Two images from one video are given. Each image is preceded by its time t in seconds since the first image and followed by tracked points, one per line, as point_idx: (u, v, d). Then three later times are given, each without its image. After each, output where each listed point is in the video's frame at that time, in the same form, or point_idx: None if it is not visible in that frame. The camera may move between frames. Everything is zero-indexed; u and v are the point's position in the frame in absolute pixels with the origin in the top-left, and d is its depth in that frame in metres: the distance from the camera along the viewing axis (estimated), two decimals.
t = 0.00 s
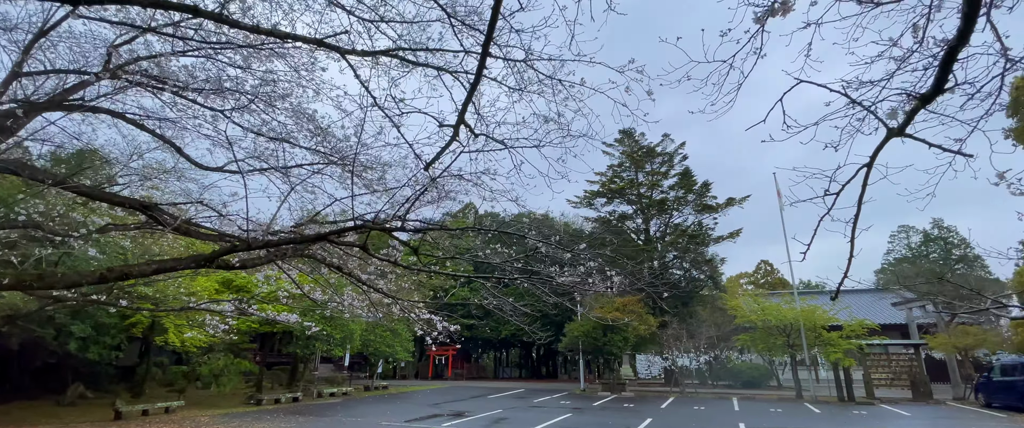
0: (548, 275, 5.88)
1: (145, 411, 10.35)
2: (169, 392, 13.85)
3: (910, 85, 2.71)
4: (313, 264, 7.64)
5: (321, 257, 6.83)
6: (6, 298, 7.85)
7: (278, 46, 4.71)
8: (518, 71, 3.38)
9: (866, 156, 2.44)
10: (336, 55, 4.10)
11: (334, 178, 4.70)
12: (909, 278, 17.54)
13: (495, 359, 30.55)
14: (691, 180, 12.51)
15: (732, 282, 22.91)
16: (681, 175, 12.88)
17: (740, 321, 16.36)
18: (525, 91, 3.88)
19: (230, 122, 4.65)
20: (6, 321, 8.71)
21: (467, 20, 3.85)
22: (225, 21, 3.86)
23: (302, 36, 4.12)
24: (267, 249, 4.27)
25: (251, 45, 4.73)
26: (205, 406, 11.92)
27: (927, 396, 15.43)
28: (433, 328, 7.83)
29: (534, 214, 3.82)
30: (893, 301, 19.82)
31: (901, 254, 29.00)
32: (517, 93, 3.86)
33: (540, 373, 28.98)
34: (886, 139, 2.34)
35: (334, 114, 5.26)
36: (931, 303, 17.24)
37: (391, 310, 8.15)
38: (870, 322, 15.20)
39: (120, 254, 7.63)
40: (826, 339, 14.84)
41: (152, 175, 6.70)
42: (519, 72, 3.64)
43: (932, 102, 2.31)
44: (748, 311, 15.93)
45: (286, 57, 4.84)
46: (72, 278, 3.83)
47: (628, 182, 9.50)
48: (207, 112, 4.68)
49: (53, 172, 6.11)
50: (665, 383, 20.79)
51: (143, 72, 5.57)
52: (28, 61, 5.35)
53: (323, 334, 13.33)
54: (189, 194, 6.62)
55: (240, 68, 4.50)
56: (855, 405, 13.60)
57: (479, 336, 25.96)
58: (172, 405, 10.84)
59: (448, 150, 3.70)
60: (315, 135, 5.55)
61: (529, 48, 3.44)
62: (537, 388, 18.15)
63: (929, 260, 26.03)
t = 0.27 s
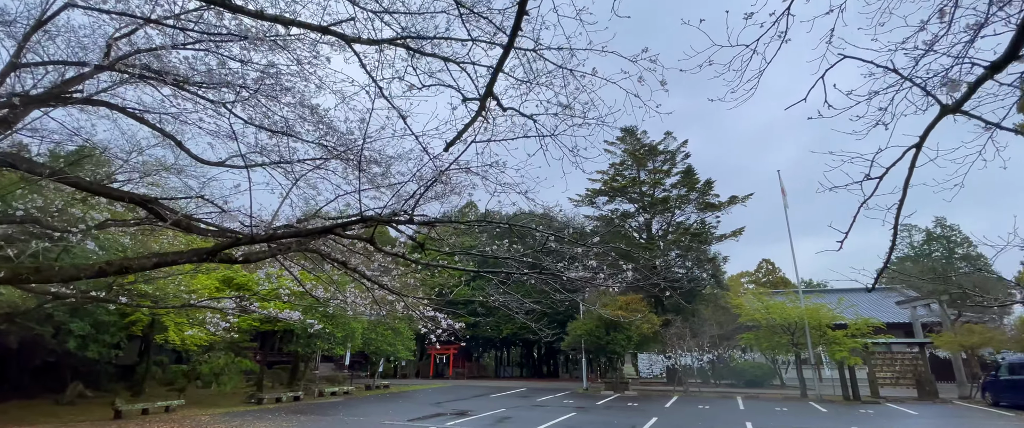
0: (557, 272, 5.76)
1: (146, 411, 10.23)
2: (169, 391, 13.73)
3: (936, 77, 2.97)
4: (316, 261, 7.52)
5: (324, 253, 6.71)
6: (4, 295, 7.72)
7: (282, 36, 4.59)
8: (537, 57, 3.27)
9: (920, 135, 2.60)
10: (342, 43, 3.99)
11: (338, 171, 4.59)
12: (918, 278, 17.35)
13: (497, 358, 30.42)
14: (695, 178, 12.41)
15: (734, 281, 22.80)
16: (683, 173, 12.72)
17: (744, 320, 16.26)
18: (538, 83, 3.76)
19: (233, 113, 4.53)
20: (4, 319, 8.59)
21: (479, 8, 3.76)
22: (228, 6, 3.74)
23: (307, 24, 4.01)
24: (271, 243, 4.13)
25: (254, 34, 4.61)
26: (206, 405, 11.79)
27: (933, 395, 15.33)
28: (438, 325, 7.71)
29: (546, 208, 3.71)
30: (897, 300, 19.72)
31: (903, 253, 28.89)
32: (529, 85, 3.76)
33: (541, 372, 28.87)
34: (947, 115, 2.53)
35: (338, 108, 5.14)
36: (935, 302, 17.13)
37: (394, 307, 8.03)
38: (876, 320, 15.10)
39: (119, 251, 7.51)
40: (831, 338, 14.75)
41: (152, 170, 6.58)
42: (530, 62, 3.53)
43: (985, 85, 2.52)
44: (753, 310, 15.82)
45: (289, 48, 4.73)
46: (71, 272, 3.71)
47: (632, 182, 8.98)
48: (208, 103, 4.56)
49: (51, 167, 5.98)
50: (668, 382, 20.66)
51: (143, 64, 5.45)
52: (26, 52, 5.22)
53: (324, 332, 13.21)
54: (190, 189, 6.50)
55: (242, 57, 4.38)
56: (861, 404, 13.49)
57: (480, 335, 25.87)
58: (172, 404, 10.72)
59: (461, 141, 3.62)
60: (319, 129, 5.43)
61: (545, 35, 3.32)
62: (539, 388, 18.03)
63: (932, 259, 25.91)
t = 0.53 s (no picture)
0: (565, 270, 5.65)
1: (146, 411, 10.11)
2: (170, 391, 13.64)
3: (975, 65, 2.98)
4: (319, 260, 7.42)
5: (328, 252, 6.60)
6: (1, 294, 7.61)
7: (284, 29, 4.48)
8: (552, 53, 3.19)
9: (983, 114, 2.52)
10: (345, 34, 3.87)
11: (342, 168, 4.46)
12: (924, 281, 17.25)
13: (499, 357, 30.31)
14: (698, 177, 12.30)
15: (737, 280, 22.70)
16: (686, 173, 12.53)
17: (748, 319, 16.15)
18: (549, 78, 3.68)
19: (233, 109, 4.42)
20: (1, 318, 8.47)
21: None
22: None
23: (311, 15, 3.89)
24: (273, 241, 4.01)
25: (255, 27, 4.49)
26: (207, 405, 11.68)
27: (939, 395, 15.19)
28: (442, 325, 7.60)
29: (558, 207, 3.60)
30: (901, 300, 19.61)
31: (906, 252, 28.74)
32: (539, 79, 3.67)
33: (543, 372, 28.76)
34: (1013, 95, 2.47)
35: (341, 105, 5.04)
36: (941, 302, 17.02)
37: (398, 306, 7.92)
38: (882, 320, 14.98)
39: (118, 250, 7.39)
40: (836, 337, 14.65)
41: (153, 167, 6.47)
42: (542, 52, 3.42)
43: None
44: (757, 309, 15.70)
45: (292, 43, 4.63)
46: (67, 270, 3.59)
47: (635, 182, 8.59)
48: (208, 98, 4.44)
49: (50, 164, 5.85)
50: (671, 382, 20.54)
51: (141, 60, 5.33)
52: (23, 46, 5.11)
53: (326, 332, 13.10)
54: (190, 187, 6.38)
55: (242, 51, 4.27)
56: (867, 403, 13.37)
57: (482, 335, 25.77)
58: (173, 405, 10.60)
59: (473, 134, 3.53)
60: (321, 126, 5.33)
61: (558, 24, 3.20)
62: (542, 387, 17.92)
63: (935, 258, 25.77)
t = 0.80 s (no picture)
0: (574, 268, 5.55)
1: (148, 411, 10.03)
2: (172, 390, 13.56)
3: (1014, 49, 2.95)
4: (323, 257, 7.33)
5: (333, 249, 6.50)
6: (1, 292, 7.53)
7: (289, 21, 4.38)
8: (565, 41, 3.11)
9: None
10: (353, 25, 3.78)
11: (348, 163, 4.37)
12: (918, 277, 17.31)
13: (502, 356, 30.20)
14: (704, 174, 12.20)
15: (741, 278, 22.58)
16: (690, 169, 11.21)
17: (754, 318, 16.05)
18: (560, 71, 3.60)
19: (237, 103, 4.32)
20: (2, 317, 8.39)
21: None
22: None
23: (317, 6, 3.79)
24: (279, 237, 3.90)
25: (260, 20, 4.39)
26: (209, 404, 11.60)
27: (946, 394, 15.09)
28: (448, 323, 7.49)
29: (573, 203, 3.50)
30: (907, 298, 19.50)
31: (911, 250, 28.61)
32: (553, 70, 3.58)
33: (546, 371, 28.67)
34: None
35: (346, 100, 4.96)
36: (947, 300, 16.91)
37: (403, 305, 7.82)
38: (888, 318, 14.87)
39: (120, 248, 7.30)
40: (842, 336, 14.54)
41: (155, 163, 6.37)
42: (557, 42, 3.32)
43: None
44: (763, 307, 15.59)
45: (296, 35, 4.54)
46: (67, 267, 3.50)
47: (637, 179, 7.98)
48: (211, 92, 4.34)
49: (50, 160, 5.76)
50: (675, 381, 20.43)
51: (143, 54, 5.24)
52: (23, 39, 5.01)
53: (329, 330, 13.01)
54: (193, 183, 6.28)
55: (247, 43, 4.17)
56: (874, 403, 13.26)
57: (484, 333, 25.67)
58: (175, 404, 10.52)
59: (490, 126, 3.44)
60: (325, 121, 5.25)
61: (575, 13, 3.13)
62: (546, 386, 17.83)
63: (940, 256, 25.65)
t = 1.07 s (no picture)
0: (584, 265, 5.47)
1: (152, 409, 9.95)
2: (177, 388, 13.51)
3: None
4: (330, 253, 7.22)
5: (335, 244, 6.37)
6: (4, 289, 7.46)
7: (295, 12, 4.29)
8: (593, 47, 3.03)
9: None
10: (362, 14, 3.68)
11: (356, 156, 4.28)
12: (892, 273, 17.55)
13: (505, 354, 30.10)
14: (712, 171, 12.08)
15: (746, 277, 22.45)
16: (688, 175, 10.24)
17: (760, 315, 15.93)
18: (574, 64, 3.53)
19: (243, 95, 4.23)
20: (5, 314, 8.32)
21: None
22: None
23: None
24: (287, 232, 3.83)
25: (265, 11, 4.30)
26: (213, 402, 11.55)
27: (954, 392, 14.97)
28: (456, 320, 7.40)
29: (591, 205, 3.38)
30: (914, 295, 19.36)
31: (917, 247, 28.44)
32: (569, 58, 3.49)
33: (549, 369, 28.55)
34: None
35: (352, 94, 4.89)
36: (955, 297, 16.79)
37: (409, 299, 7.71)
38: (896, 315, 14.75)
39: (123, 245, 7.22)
40: (850, 334, 14.43)
41: (158, 159, 6.29)
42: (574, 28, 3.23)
43: None
44: (769, 305, 15.48)
45: (301, 27, 4.45)
46: (71, 260, 3.41)
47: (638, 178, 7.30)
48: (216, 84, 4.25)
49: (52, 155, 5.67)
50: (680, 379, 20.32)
51: (147, 48, 5.15)
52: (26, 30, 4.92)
53: (333, 328, 12.92)
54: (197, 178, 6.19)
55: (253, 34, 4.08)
56: (883, 401, 13.15)
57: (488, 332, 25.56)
58: (179, 402, 10.44)
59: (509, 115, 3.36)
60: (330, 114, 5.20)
61: None
62: (550, 385, 17.73)
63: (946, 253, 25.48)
